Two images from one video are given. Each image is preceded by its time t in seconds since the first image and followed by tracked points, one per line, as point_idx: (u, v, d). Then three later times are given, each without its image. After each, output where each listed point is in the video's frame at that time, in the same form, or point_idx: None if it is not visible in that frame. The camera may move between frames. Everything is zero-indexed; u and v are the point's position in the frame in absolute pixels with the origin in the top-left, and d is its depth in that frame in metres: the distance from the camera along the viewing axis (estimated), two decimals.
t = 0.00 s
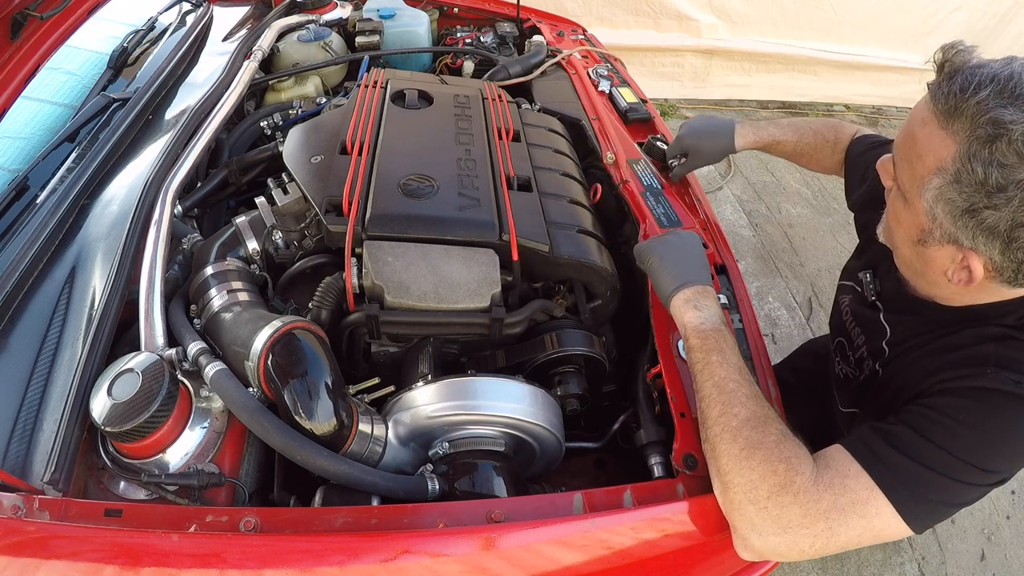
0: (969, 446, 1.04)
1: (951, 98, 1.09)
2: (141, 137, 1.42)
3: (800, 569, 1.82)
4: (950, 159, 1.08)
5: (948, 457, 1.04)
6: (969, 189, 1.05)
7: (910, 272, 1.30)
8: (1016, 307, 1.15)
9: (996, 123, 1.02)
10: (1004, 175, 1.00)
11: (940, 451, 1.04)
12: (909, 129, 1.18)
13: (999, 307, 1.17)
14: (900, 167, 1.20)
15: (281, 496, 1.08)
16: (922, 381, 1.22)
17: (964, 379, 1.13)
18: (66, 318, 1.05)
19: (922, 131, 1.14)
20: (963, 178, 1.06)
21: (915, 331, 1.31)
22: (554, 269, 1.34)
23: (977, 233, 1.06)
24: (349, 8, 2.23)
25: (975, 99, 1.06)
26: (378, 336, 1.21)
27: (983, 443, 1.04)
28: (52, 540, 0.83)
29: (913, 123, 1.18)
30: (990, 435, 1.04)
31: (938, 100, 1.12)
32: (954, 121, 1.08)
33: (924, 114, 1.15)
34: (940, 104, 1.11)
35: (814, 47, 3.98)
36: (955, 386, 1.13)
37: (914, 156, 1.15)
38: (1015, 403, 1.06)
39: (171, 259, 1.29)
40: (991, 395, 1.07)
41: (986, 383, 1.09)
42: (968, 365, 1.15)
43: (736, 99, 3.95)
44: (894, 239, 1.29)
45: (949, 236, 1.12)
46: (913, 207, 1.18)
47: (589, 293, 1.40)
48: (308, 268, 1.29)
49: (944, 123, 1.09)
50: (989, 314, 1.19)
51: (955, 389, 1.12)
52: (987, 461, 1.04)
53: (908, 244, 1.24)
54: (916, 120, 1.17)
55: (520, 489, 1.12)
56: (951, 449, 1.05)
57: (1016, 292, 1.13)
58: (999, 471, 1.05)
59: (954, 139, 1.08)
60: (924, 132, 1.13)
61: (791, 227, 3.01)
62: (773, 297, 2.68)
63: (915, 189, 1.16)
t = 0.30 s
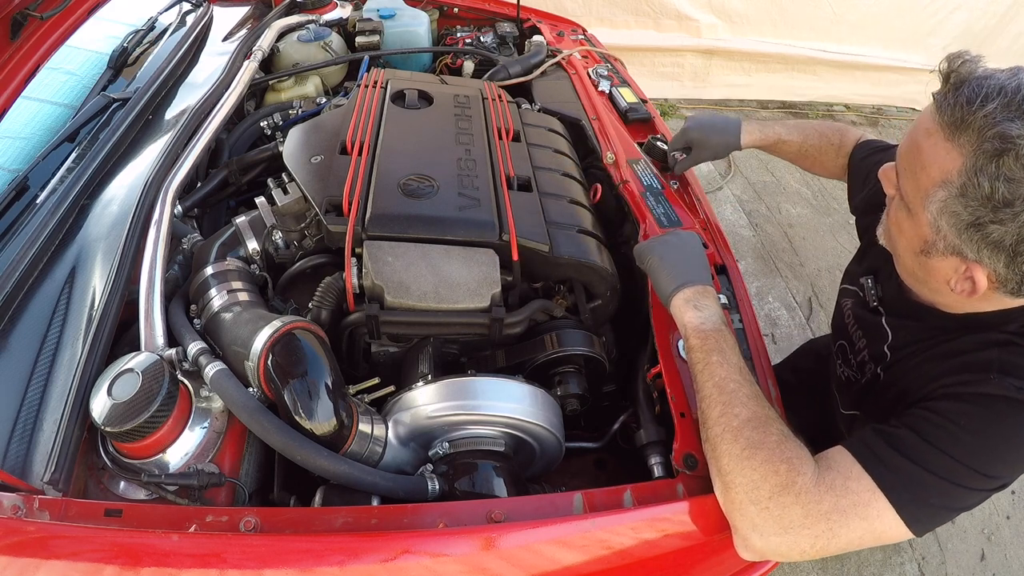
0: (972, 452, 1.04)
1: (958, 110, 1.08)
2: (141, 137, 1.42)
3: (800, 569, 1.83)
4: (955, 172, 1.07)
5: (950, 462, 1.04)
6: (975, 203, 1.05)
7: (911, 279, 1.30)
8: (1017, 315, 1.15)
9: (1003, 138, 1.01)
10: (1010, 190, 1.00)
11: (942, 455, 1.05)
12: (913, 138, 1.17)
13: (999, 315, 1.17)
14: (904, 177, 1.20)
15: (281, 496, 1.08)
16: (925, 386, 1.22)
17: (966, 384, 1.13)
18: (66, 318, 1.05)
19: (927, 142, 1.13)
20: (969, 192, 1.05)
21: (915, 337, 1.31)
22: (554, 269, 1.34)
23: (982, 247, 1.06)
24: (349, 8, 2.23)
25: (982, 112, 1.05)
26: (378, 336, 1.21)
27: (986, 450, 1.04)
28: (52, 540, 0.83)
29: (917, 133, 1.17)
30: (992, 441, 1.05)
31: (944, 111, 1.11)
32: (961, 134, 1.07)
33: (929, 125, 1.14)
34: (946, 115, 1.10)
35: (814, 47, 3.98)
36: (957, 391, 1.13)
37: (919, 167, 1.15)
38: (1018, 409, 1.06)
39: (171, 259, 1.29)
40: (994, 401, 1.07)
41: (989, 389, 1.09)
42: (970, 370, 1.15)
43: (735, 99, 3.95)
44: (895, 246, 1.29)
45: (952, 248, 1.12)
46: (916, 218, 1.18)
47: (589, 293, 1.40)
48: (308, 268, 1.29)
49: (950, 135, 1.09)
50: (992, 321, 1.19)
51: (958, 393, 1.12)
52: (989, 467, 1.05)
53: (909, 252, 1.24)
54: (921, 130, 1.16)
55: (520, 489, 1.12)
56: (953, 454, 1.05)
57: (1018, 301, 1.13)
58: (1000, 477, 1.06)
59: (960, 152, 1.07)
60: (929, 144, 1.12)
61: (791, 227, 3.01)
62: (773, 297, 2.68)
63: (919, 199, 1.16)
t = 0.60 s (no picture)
0: (973, 454, 1.05)
1: (973, 109, 1.08)
2: (141, 137, 1.42)
3: (800, 569, 1.83)
4: (968, 172, 1.07)
5: (950, 463, 1.04)
6: (986, 204, 1.05)
7: (914, 279, 1.31)
8: (1019, 317, 1.16)
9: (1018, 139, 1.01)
10: None
11: (943, 457, 1.05)
12: (925, 137, 1.17)
13: (1003, 316, 1.18)
14: (914, 176, 1.20)
15: (281, 496, 1.08)
16: (926, 387, 1.22)
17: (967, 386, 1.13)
18: (66, 318, 1.05)
19: (940, 141, 1.13)
20: (981, 192, 1.05)
21: (917, 338, 1.31)
22: (554, 269, 1.34)
23: (991, 248, 1.07)
24: (349, 8, 2.23)
25: (997, 112, 1.05)
26: (378, 336, 1.21)
27: (987, 451, 1.04)
28: (52, 540, 0.83)
29: (930, 132, 1.17)
30: (992, 443, 1.05)
31: (959, 111, 1.10)
32: (975, 134, 1.07)
33: (942, 124, 1.14)
34: (961, 114, 1.09)
35: (814, 47, 3.98)
36: (958, 392, 1.13)
37: (930, 167, 1.15)
38: (1019, 411, 1.06)
39: (171, 259, 1.29)
40: (995, 403, 1.07)
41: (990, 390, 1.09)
42: (971, 372, 1.15)
43: (736, 99, 3.94)
44: (901, 245, 1.29)
45: (961, 249, 1.12)
46: (925, 218, 1.18)
47: (589, 293, 1.40)
48: (308, 268, 1.29)
49: (964, 135, 1.09)
50: (995, 323, 1.19)
51: (959, 395, 1.12)
52: (989, 468, 1.04)
53: (915, 252, 1.24)
54: (933, 129, 1.16)
55: (520, 489, 1.12)
56: (953, 455, 1.05)
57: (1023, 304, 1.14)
58: (999, 479, 1.06)
59: (974, 152, 1.07)
60: (943, 143, 1.12)
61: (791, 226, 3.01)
62: (773, 297, 2.68)
63: (929, 199, 1.16)
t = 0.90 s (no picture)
0: (973, 453, 1.04)
1: (976, 106, 1.08)
2: (141, 137, 1.42)
3: (800, 569, 1.83)
4: (969, 168, 1.07)
5: (951, 463, 1.04)
6: (988, 200, 1.05)
7: (912, 277, 1.31)
8: (1017, 316, 1.16)
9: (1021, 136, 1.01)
10: None
11: (943, 456, 1.04)
12: (926, 134, 1.17)
13: (999, 315, 1.18)
14: (914, 173, 1.20)
15: (281, 496, 1.08)
16: (926, 388, 1.22)
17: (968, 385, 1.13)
18: (66, 318, 1.05)
19: (941, 138, 1.13)
20: (983, 189, 1.05)
21: (915, 338, 1.31)
22: (554, 269, 1.34)
23: (991, 245, 1.07)
24: (349, 8, 2.23)
25: (1000, 108, 1.05)
26: (378, 336, 1.21)
27: (987, 450, 1.04)
28: (52, 540, 0.83)
29: (930, 128, 1.17)
30: (993, 442, 1.04)
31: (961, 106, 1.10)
32: (978, 131, 1.06)
33: (944, 120, 1.14)
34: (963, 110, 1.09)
35: (814, 47, 3.99)
36: (958, 391, 1.13)
37: (932, 163, 1.14)
38: (1019, 409, 1.06)
39: (171, 259, 1.29)
40: (995, 402, 1.07)
41: (990, 389, 1.09)
42: (971, 371, 1.15)
43: (736, 99, 3.93)
44: (899, 243, 1.30)
45: (961, 246, 1.12)
46: (926, 214, 1.18)
47: (589, 293, 1.40)
48: (308, 268, 1.29)
49: (966, 131, 1.08)
50: (994, 322, 1.19)
51: (959, 394, 1.12)
52: (989, 467, 1.04)
53: (914, 250, 1.25)
54: (934, 125, 1.16)
55: (520, 489, 1.12)
56: (954, 455, 1.05)
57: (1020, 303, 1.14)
58: (1000, 478, 1.05)
59: (976, 148, 1.07)
60: (944, 139, 1.12)
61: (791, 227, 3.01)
62: (773, 297, 2.68)
63: (930, 195, 1.16)
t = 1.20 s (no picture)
0: (972, 451, 1.04)
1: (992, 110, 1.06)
2: (141, 137, 1.42)
3: (800, 569, 1.82)
4: (984, 173, 1.07)
5: (951, 462, 1.04)
6: (1003, 206, 1.05)
7: (911, 277, 1.32)
8: (1017, 315, 1.17)
9: None
10: None
11: (943, 455, 1.04)
12: (936, 135, 1.16)
13: (998, 315, 1.19)
14: (923, 175, 1.19)
15: (281, 496, 1.08)
16: (924, 387, 1.22)
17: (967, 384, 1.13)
18: (66, 318, 1.05)
19: (954, 140, 1.11)
20: (998, 194, 1.05)
21: (913, 338, 1.31)
22: (554, 269, 1.34)
23: (1003, 251, 1.07)
24: (349, 8, 2.23)
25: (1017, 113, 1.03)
26: (378, 336, 1.21)
27: (986, 448, 1.04)
28: (52, 540, 0.83)
29: (941, 130, 1.15)
30: (992, 441, 1.04)
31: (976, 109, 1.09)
32: (994, 135, 1.05)
33: (957, 122, 1.12)
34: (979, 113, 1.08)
35: (814, 47, 3.99)
36: (957, 390, 1.13)
37: (943, 166, 1.13)
38: (1018, 408, 1.06)
39: (171, 259, 1.29)
40: (994, 401, 1.07)
41: (989, 388, 1.09)
42: (970, 370, 1.15)
43: (736, 99, 3.93)
44: (901, 244, 1.30)
45: (971, 251, 1.12)
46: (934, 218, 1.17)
47: (589, 293, 1.40)
48: (308, 268, 1.29)
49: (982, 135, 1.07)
50: (993, 322, 1.20)
51: (958, 393, 1.12)
52: (988, 465, 1.05)
53: (918, 252, 1.25)
54: (946, 126, 1.14)
55: (520, 489, 1.12)
56: (954, 454, 1.04)
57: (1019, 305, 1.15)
58: (999, 476, 1.06)
59: (992, 153, 1.06)
60: (958, 142, 1.11)
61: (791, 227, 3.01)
62: (773, 297, 2.68)
63: (940, 198, 1.15)
